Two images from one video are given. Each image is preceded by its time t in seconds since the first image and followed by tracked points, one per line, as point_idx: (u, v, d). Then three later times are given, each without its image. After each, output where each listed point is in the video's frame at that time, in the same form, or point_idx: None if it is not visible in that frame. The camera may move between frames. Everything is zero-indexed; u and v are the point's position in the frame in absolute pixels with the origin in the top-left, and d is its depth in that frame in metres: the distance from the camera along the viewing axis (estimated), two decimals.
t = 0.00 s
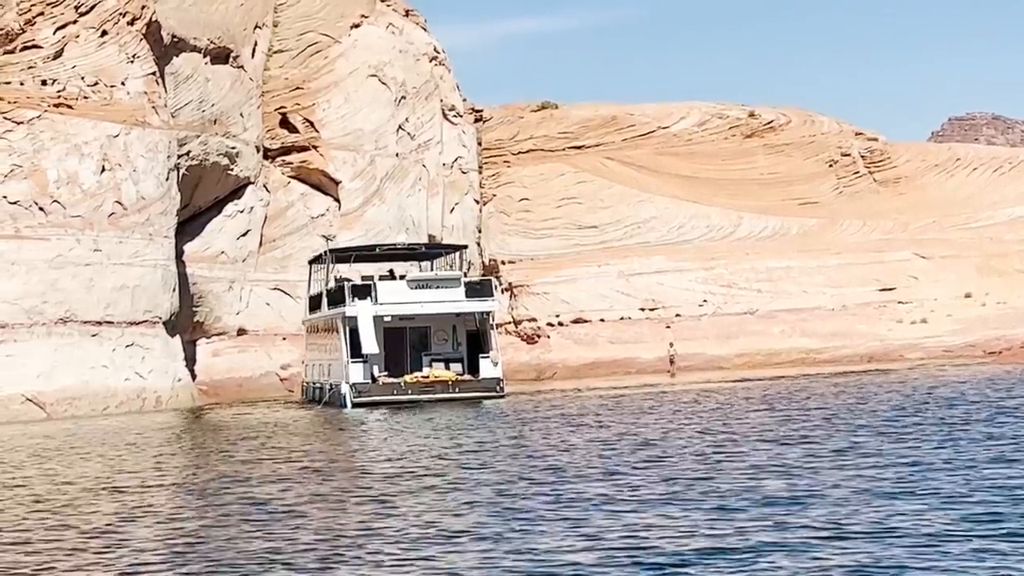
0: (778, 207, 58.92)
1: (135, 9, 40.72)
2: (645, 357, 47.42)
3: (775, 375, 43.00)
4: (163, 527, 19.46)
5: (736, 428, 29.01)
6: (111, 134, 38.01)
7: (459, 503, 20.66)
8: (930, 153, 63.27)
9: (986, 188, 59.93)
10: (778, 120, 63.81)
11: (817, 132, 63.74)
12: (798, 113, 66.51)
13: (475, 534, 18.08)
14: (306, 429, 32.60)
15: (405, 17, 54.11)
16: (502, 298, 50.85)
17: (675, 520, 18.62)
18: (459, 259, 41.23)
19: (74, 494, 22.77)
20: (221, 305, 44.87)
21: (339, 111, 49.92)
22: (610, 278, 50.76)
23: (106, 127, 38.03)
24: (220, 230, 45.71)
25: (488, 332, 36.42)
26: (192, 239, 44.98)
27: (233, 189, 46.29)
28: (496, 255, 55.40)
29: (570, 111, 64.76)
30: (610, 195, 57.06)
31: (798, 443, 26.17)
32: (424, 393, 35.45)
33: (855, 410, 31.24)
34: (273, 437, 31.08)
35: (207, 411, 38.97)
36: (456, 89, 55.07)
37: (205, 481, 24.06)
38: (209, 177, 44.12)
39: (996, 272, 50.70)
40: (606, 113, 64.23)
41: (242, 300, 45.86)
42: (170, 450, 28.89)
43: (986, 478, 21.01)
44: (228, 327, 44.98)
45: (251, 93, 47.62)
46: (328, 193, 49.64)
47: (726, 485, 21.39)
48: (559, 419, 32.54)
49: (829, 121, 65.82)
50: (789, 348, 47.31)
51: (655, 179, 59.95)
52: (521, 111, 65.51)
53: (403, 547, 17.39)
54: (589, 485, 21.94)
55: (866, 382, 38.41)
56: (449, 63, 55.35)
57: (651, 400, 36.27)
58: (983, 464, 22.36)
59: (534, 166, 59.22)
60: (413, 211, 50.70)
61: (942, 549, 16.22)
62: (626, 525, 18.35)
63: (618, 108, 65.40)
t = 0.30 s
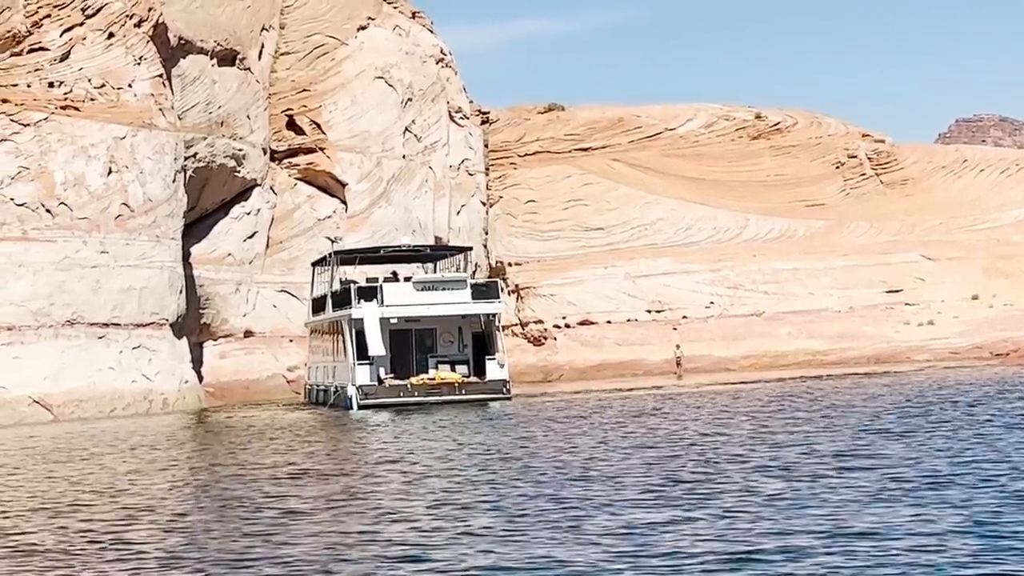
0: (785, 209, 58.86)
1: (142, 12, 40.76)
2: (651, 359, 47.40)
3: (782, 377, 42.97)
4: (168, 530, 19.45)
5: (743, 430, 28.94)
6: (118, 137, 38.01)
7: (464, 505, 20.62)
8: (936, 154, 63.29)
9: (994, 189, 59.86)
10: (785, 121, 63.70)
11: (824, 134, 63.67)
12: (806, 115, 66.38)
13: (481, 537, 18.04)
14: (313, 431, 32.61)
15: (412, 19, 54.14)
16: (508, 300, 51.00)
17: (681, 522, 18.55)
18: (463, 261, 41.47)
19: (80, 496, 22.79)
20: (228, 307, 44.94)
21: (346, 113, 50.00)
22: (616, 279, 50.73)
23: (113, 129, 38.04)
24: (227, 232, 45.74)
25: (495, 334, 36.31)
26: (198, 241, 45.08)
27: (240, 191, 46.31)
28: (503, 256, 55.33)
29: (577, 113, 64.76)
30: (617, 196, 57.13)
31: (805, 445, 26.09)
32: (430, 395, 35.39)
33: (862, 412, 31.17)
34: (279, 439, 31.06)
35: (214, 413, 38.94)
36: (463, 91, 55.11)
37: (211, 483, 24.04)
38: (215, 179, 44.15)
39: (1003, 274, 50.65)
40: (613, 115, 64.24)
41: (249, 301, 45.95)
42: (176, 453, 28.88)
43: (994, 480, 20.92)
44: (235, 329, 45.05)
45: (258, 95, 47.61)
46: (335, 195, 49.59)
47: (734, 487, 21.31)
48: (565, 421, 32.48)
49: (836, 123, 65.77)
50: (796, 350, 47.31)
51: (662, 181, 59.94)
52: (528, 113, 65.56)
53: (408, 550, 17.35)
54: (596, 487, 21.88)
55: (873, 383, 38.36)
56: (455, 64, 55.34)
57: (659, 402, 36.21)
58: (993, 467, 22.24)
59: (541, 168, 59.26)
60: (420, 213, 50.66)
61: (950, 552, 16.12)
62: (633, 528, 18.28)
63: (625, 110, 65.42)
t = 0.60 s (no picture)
0: (789, 211, 58.74)
1: (147, 15, 40.89)
2: (655, 362, 47.41)
3: (786, 379, 42.94)
4: (171, 532, 19.46)
5: (747, 433, 28.94)
6: (122, 140, 38.10)
7: (468, 508, 20.62)
8: (941, 157, 63.35)
9: (999, 191, 59.81)
10: (789, 124, 63.99)
11: (828, 137, 63.76)
12: (810, 118, 66.34)
13: (483, 539, 18.04)
14: (317, 434, 32.63)
15: (416, 22, 54.25)
16: (513, 303, 51.30)
17: (684, 525, 18.55)
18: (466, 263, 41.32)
19: (84, 499, 22.82)
20: (232, 310, 44.91)
21: (350, 116, 50.03)
22: (621, 282, 50.81)
23: (118, 132, 38.11)
24: (231, 235, 45.73)
25: (498, 337, 36.54)
26: (203, 244, 45.04)
27: (244, 194, 46.35)
28: (508, 258, 55.25)
29: (581, 116, 64.89)
30: (621, 199, 57.25)
31: (809, 448, 26.07)
32: (433, 398, 35.33)
33: (867, 415, 31.15)
34: (282, 442, 31.07)
35: (219, 416, 38.91)
36: (468, 95, 55.17)
37: (215, 486, 24.04)
38: (220, 182, 44.18)
39: (1008, 277, 50.61)
40: (617, 118, 64.34)
41: (253, 304, 45.95)
42: (181, 456, 28.89)
43: (997, 484, 20.89)
44: (239, 332, 44.96)
45: (262, 98, 47.64)
46: (339, 199, 49.41)
47: (738, 490, 21.29)
48: (569, 424, 32.50)
49: (840, 126, 65.85)
50: (800, 353, 47.39)
51: (666, 184, 59.93)
52: (532, 116, 65.69)
53: (410, 553, 17.37)
54: (600, 490, 21.86)
55: (877, 387, 38.33)
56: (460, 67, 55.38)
57: (663, 405, 36.16)
58: (996, 470, 22.20)
59: (546, 171, 59.40)
60: (424, 216, 50.65)
61: (953, 555, 16.12)
62: (636, 532, 18.26)
63: (629, 113, 65.60)
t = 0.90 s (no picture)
0: (792, 215, 58.62)
1: (150, 19, 40.86)
2: (659, 364, 47.42)
3: (789, 382, 42.88)
4: (174, 535, 19.48)
5: (750, 436, 28.92)
6: (126, 143, 38.21)
7: (471, 510, 20.61)
8: (944, 160, 63.36)
9: (1003, 194, 59.82)
10: (792, 127, 63.96)
11: (831, 140, 63.86)
12: (813, 121, 66.37)
13: (486, 543, 18.04)
14: (319, 437, 32.62)
15: (419, 25, 54.22)
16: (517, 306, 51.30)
17: (686, 528, 18.54)
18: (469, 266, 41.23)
19: (88, 502, 22.84)
20: (236, 313, 44.96)
21: (353, 119, 50.12)
22: (624, 285, 50.95)
23: (121, 135, 38.24)
24: (235, 238, 45.75)
25: (500, 340, 36.42)
26: (207, 247, 45.02)
27: (247, 198, 46.42)
28: (511, 261, 55.37)
29: (584, 119, 64.90)
30: (625, 202, 57.22)
31: (812, 451, 26.05)
32: (437, 401, 35.29)
33: (870, 418, 31.10)
34: (286, 445, 31.10)
35: (223, 420, 38.93)
36: (471, 98, 55.12)
37: (219, 489, 24.05)
38: (223, 185, 44.23)
39: (1012, 280, 50.59)
40: (620, 121, 64.44)
41: (257, 307, 45.89)
42: (184, 459, 28.92)
43: (999, 487, 20.88)
44: (243, 335, 45.09)
45: (266, 101, 47.68)
46: (342, 202, 49.57)
47: (740, 493, 21.28)
48: (572, 427, 32.48)
49: (843, 129, 65.85)
50: (803, 356, 47.20)
51: (669, 186, 59.92)
52: (535, 119, 65.73)
53: (412, 555, 17.39)
54: (602, 493, 21.87)
55: (880, 390, 38.27)
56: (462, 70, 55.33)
57: (666, 408, 36.12)
58: (998, 474, 22.18)
59: (549, 174, 59.47)
60: (427, 220, 50.63)
61: (954, 558, 16.10)
62: (639, 535, 18.26)
63: (633, 117, 65.66)
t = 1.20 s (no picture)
0: (793, 217, 58.69)
1: (152, 22, 40.93)
2: (660, 366, 47.12)
3: (791, 385, 42.78)
4: (175, 538, 19.51)
5: (751, 438, 28.91)
6: (127, 146, 38.14)
7: (471, 514, 20.59)
8: (946, 162, 63.38)
9: (1004, 196, 59.80)
10: (794, 130, 63.94)
11: (833, 142, 63.87)
12: (814, 124, 66.38)
13: (486, 545, 18.04)
14: (321, 440, 32.63)
15: (421, 28, 54.23)
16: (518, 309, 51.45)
17: (685, 530, 18.54)
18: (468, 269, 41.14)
19: (90, 505, 22.86)
20: (237, 316, 45.13)
21: (355, 122, 50.11)
22: (626, 288, 51.11)
23: (122, 139, 38.16)
24: (236, 241, 45.82)
25: (501, 343, 36.58)
26: (209, 250, 45.15)
27: (249, 201, 46.46)
28: (513, 263, 55.40)
29: (586, 121, 64.94)
30: (626, 204, 57.21)
31: (812, 453, 26.03)
32: (438, 404, 35.42)
33: (872, 421, 31.06)
34: (288, 448, 31.10)
35: (224, 423, 38.94)
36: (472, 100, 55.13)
37: (220, 492, 24.07)
38: (225, 188, 44.24)
39: (1013, 282, 50.57)
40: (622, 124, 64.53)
41: (258, 310, 46.00)
42: (186, 462, 28.93)
43: (998, 489, 20.86)
44: (244, 337, 45.25)
45: (267, 104, 47.68)
46: (344, 205, 49.53)
47: (740, 496, 21.28)
48: (572, 430, 32.44)
49: (845, 131, 65.85)
50: (805, 358, 46.94)
51: (671, 189, 59.91)
52: (536, 122, 65.78)
53: (411, 557, 17.41)
54: (603, 495, 21.88)
55: (882, 392, 38.21)
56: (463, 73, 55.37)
57: (667, 411, 36.08)
58: (998, 476, 22.16)
59: (550, 177, 59.47)
60: (428, 222, 50.61)
61: (952, 561, 16.09)
62: (638, 537, 18.26)
63: (635, 120, 65.71)
